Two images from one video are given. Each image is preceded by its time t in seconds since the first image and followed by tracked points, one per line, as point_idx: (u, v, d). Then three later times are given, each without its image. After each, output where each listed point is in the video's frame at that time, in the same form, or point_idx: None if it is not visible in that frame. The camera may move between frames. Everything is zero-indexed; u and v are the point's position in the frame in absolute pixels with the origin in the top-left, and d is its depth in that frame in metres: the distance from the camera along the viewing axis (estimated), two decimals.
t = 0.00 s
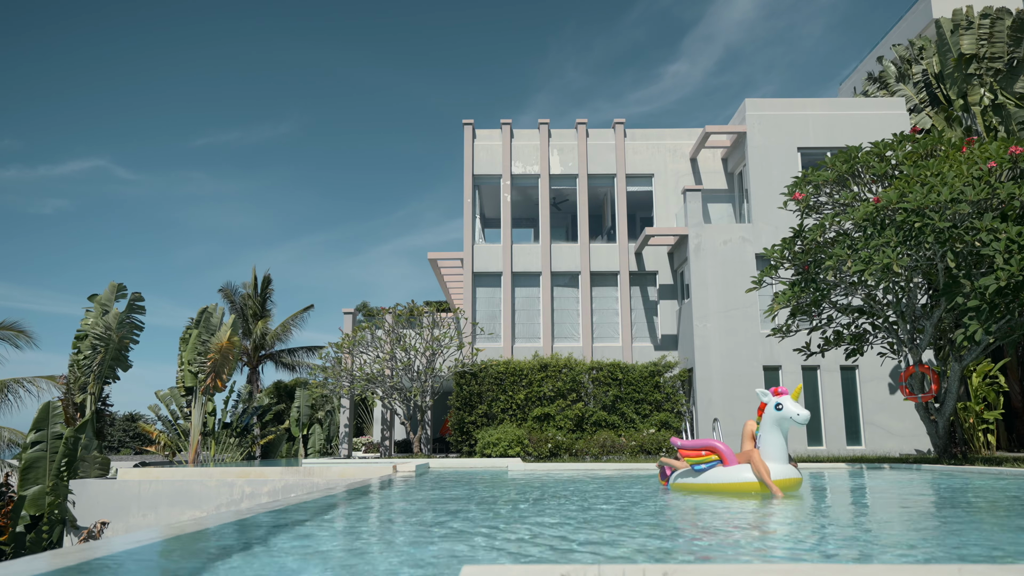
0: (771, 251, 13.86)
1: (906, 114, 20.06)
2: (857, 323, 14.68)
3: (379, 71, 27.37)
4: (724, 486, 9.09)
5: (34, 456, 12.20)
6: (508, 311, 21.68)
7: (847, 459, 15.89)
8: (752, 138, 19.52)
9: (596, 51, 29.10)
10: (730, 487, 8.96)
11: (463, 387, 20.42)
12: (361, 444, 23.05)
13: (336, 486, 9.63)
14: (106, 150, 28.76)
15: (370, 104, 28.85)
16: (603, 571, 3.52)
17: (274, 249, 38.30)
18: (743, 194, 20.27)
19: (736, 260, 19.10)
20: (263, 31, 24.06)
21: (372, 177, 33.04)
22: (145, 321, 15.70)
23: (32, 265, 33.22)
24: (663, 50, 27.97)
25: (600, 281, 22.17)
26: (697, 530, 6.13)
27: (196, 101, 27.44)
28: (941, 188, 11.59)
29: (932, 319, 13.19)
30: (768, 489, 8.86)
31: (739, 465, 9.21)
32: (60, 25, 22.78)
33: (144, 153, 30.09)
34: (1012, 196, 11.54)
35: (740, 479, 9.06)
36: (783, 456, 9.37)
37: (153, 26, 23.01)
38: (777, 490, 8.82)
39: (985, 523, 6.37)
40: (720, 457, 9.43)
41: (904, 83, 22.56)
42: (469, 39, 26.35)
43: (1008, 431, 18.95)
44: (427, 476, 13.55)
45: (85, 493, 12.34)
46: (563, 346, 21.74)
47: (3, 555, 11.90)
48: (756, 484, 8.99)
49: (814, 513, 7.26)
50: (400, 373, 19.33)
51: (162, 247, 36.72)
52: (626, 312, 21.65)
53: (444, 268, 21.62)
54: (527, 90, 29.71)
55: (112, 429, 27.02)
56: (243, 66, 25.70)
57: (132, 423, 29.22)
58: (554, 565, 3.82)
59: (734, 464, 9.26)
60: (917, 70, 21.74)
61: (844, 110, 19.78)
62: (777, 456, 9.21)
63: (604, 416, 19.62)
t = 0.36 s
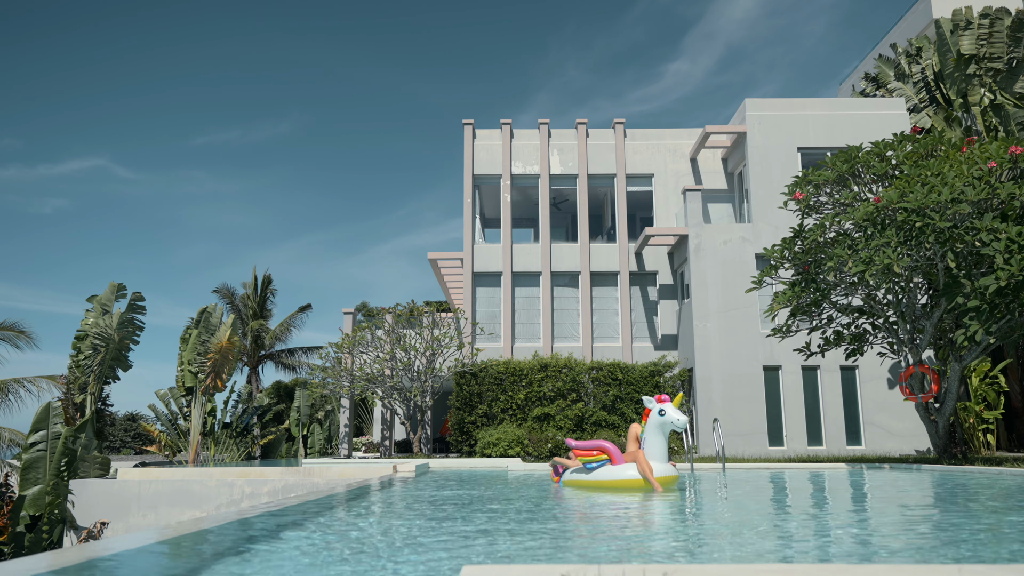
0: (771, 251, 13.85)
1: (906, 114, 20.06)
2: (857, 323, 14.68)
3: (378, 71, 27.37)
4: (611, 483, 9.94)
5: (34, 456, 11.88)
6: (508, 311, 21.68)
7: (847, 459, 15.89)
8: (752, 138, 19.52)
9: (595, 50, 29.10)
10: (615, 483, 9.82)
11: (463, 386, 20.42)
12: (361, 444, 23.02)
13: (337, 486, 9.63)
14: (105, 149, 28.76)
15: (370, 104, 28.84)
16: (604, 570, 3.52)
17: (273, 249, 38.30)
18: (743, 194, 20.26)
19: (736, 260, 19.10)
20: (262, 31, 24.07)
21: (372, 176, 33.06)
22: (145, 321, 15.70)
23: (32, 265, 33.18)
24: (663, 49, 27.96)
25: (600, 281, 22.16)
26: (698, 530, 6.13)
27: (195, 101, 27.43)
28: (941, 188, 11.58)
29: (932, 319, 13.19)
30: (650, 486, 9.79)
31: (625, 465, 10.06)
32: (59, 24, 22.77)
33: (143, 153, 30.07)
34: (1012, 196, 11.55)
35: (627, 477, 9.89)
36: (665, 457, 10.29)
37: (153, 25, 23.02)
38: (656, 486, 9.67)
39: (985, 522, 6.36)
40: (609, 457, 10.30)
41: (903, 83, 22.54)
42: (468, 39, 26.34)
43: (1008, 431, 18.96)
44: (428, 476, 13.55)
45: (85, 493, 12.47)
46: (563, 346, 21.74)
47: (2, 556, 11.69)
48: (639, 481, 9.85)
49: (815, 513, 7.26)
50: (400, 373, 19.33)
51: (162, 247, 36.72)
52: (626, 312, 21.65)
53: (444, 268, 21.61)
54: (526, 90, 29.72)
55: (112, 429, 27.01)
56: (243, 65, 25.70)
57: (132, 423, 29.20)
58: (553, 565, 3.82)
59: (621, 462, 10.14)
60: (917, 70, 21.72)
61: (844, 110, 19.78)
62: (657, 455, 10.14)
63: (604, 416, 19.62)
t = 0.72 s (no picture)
0: (771, 251, 13.85)
1: (906, 114, 20.06)
2: (857, 323, 14.67)
3: (378, 71, 27.38)
4: (528, 479, 10.62)
5: (35, 457, 11.90)
6: (508, 311, 21.68)
7: (847, 459, 15.90)
8: (753, 138, 19.52)
9: (595, 50, 29.12)
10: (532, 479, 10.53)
11: (463, 386, 20.42)
12: (361, 444, 23.02)
13: (337, 486, 9.63)
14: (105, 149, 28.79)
15: (370, 104, 28.86)
16: (603, 570, 3.53)
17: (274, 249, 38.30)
18: (743, 194, 20.25)
19: (736, 260, 19.10)
20: (263, 31, 24.08)
21: (372, 176, 33.08)
22: (145, 321, 15.70)
23: (32, 265, 33.18)
24: (663, 49, 27.99)
25: (600, 281, 22.17)
26: (698, 530, 6.14)
27: (195, 101, 27.45)
28: (941, 188, 11.59)
29: (931, 319, 13.19)
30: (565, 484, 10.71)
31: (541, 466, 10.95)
32: (59, 24, 22.77)
33: (143, 153, 30.07)
34: (1012, 196, 11.56)
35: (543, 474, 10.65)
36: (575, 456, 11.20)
37: (153, 25, 23.03)
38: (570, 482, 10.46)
39: (985, 522, 6.36)
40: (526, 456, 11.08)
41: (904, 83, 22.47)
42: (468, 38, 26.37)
43: (1008, 431, 18.96)
44: (428, 476, 13.56)
45: (85, 493, 12.46)
46: (563, 346, 21.74)
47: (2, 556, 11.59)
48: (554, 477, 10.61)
49: (814, 513, 7.27)
50: (400, 373, 19.34)
51: (162, 247, 36.75)
52: (626, 312, 21.66)
53: (444, 268, 21.62)
54: (526, 90, 29.73)
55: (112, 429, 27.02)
56: (243, 65, 25.71)
57: (132, 423, 29.20)
58: (552, 565, 3.82)
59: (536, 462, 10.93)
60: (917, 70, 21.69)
61: (844, 110, 19.79)
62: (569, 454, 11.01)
63: (604, 416, 19.61)
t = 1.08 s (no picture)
0: (771, 251, 13.84)
1: (906, 114, 20.06)
2: (857, 323, 14.66)
3: (378, 70, 27.40)
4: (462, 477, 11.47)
5: (37, 457, 12.02)
6: (508, 311, 21.68)
7: (847, 459, 15.90)
8: (752, 138, 19.51)
9: (595, 50, 29.15)
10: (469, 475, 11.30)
11: (463, 386, 20.43)
12: (361, 444, 23.03)
13: (337, 486, 9.64)
14: (105, 149, 28.81)
15: (370, 104, 28.88)
16: (603, 571, 3.54)
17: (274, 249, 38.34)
18: (743, 194, 20.23)
19: (736, 260, 19.10)
20: (263, 30, 24.12)
21: (372, 176, 33.08)
22: (145, 323, 15.64)
23: (32, 265, 33.19)
24: (662, 49, 28.02)
25: (600, 281, 22.16)
26: (697, 530, 6.14)
27: (196, 101, 27.48)
28: (941, 188, 11.59)
29: (932, 319, 13.19)
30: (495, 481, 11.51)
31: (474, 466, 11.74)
32: (60, 24, 22.79)
33: (143, 152, 30.06)
34: (1012, 196, 11.56)
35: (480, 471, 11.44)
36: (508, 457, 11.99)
37: (154, 25, 23.04)
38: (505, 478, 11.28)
39: (985, 523, 6.36)
40: (465, 456, 11.85)
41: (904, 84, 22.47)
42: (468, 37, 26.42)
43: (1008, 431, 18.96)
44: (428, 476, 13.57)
45: (84, 494, 12.40)
46: (563, 346, 21.74)
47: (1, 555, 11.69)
48: (489, 475, 11.39)
49: (815, 514, 7.26)
50: (400, 373, 19.34)
51: (162, 247, 36.78)
52: (626, 313, 21.66)
53: (444, 268, 21.62)
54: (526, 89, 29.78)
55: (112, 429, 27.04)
56: (243, 65, 25.74)
57: (132, 423, 29.21)
58: (552, 565, 3.83)
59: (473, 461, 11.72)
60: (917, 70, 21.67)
61: (844, 110, 19.79)
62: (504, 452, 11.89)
63: (604, 416, 19.62)
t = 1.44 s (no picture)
0: (771, 251, 13.83)
1: (906, 114, 20.05)
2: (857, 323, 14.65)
3: (378, 70, 27.41)
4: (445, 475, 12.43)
5: (32, 457, 12.56)
6: (508, 311, 21.68)
7: (847, 459, 15.89)
8: (752, 138, 19.52)
9: (595, 50, 29.16)
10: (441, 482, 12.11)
11: (463, 386, 20.44)
12: (361, 444, 23.01)
13: (337, 486, 9.64)
14: (105, 149, 28.85)
15: (370, 104, 28.89)
16: (603, 570, 3.54)
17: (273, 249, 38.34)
18: (743, 194, 20.21)
19: (736, 260, 19.10)
20: (263, 30, 24.15)
21: (371, 176, 33.09)
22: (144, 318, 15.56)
23: (31, 265, 33.19)
24: (662, 49, 28.05)
25: (600, 281, 22.16)
26: (698, 530, 6.14)
27: (196, 101, 27.49)
28: (941, 188, 11.59)
29: (932, 319, 13.19)
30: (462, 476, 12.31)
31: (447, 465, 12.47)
32: (60, 24, 22.82)
33: (142, 152, 30.06)
34: (1012, 196, 11.56)
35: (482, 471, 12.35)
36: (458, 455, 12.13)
37: (154, 25, 23.07)
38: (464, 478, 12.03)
39: (986, 523, 6.36)
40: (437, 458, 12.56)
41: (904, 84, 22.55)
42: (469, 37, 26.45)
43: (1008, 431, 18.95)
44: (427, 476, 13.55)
45: (84, 494, 12.29)
46: (563, 346, 21.73)
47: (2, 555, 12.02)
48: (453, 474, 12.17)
49: (816, 514, 7.25)
50: (400, 373, 19.32)
51: (162, 247, 36.78)
52: (626, 313, 21.65)
53: (444, 268, 21.61)
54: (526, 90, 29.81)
55: (111, 429, 27.03)
56: (243, 65, 25.76)
57: (131, 423, 29.21)
58: (552, 565, 3.83)
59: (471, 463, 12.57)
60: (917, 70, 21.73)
61: (844, 110, 19.79)
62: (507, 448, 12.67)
63: (604, 416, 19.62)
